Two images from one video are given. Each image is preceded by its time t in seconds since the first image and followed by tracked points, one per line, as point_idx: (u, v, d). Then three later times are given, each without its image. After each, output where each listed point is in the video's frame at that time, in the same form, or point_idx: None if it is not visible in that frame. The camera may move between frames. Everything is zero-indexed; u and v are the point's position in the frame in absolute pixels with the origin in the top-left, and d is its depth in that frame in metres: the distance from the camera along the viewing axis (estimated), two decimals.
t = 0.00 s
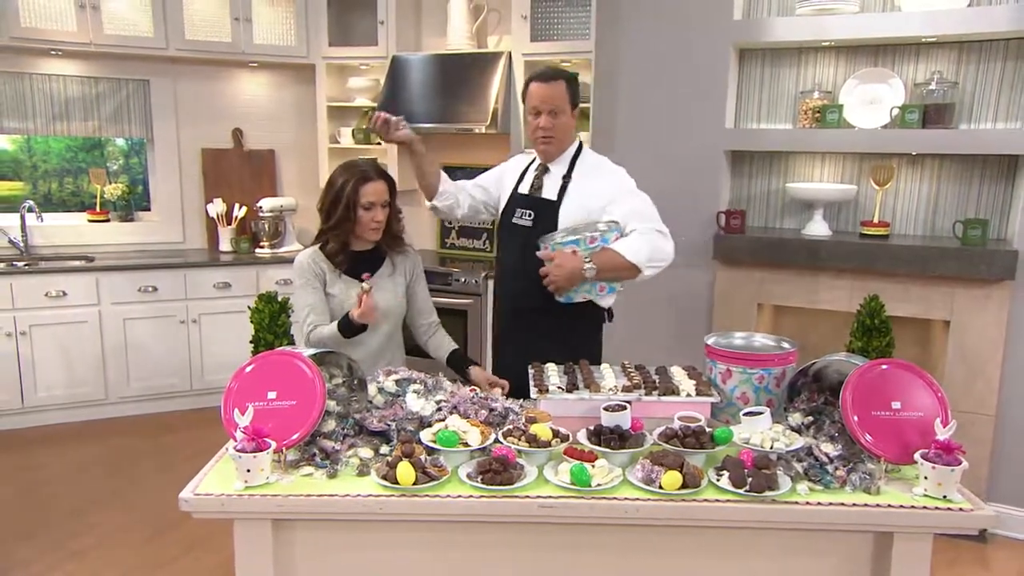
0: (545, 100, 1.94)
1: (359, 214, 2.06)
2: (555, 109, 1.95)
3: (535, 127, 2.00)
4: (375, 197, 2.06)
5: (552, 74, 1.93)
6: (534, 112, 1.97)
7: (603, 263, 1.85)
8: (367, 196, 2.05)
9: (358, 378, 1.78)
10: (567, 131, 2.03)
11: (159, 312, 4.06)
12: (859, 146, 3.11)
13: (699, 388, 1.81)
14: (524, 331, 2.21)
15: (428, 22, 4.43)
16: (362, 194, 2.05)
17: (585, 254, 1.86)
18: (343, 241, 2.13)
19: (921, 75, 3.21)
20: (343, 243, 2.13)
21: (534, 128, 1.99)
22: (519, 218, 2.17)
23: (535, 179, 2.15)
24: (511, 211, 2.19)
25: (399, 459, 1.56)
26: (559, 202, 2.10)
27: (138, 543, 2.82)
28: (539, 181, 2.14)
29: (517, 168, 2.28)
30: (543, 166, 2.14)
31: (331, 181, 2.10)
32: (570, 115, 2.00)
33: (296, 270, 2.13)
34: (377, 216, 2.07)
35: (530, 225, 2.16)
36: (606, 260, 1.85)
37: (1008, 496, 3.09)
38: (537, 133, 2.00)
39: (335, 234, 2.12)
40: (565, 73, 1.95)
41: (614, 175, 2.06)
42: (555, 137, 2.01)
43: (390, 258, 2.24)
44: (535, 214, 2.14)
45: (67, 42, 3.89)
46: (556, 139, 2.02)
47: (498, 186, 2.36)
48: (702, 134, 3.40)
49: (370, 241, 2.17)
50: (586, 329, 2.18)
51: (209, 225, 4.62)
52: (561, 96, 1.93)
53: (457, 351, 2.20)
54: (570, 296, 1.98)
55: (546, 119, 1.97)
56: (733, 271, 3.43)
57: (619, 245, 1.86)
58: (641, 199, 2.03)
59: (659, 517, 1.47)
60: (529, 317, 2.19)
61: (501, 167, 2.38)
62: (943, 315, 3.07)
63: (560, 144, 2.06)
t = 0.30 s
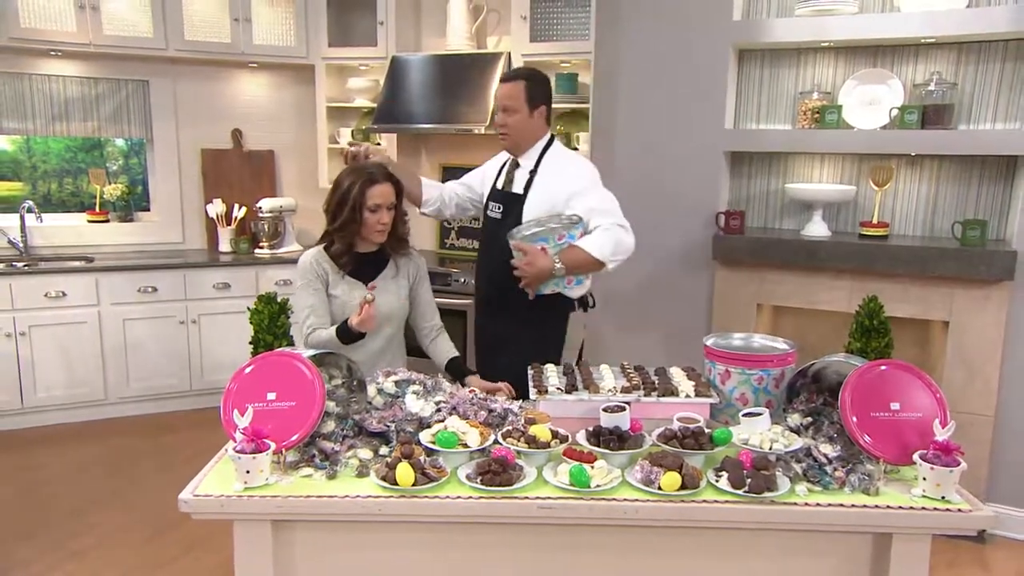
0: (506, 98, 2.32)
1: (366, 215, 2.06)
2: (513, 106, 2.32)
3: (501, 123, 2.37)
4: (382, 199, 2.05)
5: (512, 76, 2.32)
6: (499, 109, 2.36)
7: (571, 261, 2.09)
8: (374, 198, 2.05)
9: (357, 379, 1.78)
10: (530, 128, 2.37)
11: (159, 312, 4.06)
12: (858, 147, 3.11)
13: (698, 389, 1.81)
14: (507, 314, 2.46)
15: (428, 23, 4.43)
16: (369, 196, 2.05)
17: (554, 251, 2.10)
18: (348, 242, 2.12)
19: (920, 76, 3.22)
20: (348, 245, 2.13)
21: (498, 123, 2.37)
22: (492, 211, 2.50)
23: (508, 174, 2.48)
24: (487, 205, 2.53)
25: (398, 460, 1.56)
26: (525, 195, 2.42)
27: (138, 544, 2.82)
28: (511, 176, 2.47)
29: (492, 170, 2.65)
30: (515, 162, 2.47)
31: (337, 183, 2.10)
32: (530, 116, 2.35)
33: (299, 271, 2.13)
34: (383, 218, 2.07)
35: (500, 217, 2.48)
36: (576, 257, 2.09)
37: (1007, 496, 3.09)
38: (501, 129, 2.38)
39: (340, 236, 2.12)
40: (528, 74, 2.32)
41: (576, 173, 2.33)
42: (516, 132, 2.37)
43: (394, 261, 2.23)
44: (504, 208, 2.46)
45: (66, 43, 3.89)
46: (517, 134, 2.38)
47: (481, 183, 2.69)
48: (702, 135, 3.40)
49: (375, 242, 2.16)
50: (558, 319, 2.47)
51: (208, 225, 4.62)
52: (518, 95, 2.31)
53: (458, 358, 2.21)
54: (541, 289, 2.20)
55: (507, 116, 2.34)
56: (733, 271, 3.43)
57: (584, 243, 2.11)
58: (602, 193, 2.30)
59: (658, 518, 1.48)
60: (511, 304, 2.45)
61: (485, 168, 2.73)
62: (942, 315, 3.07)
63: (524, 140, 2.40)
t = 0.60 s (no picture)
0: (475, 100, 2.38)
1: (384, 218, 2.06)
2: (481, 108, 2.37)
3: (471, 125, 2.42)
4: (400, 203, 2.06)
5: (483, 80, 2.39)
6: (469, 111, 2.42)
7: (549, 258, 2.19)
8: (394, 201, 2.05)
9: (363, 381, 1.78)
10: (499, 131, 2.41)
11: (164, 312, 4.07)
12: (863, 148, 3.10)
13: (703, 391, 1.81)
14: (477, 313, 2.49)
15: (432, 24, 4.43)
16: (388, 199, 2.05)
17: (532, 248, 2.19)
18: (365, 246, 2.11)
19: (925, 77, 3.21)
20: (365, 248, 2.12)
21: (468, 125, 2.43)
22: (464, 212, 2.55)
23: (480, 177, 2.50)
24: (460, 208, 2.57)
25: (403, 461, 1.57)
26: (495, 198, 2.45)
27: (142, 544, 2.83)
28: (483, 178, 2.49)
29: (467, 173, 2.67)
30: (485, 163, 2.50)
31: (355, 186, 2.10)
32: (496, 118, 2.39)
33: (312, 269, 2.14)
34: (401, 222, 2.06)
35: (472, 218, 2.51)
36: (553, 255, 2.19)
37: (1012, 499, 3.08)
38: (469, 131, 2.43)
39: (357, 239, 2.10)
40: (499, 78, 2.38)
41: (546, 173, 2.38)
42: (484, 134, 2.41)
43: (408, 265, 2.23)
44: (476, 209, 2.50)
45: (73, 44, 3.91)
46: (485, 136, 2.42)
47: (457, 188, 2.72)
48: (708, 137, 3.40)
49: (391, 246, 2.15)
50: (530, 320, 2.48)
51: (213, 226, 4.63)
52: (487, 98, 2.37)
53: (475, 368, 2.21)
54: (516, 288, 2.27)
55: (475, 118, 2.40)
56: (738, 273, 3.43)
57: (559, 241, 2.20)
58: (571, 191, 2.34)
59: (664, 521, 1.48)
60: (480, 305, 2.49)
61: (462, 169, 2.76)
62: (948, 317, 3.06)
63: (493, 143, 2.45)
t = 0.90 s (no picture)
0: (461, 99, 2.45)
1: (412, 223, 2.05)
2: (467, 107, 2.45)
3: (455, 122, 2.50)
4: (429, 208, 2.05)
5: (470, 79, 2.46)
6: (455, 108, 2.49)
7: (527, 259, 2.25)
8: (423, 206, 2.04)
9: (378, 382, 1.78)
10: (483, 130, 2.51)
11: (180, 312, 4.10)
12: (881, 149, 3.07)
13: (719, 394, 1.80)
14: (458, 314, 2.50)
15: (447, 24, 4.43)
16: (417, 204, 2.04)
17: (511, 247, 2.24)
18: (392, 249, 2.11)
19: (945, 78, 3.18)
20: (392, 252, 2.12)
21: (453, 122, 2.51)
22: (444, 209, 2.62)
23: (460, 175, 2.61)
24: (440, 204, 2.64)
25: (419, 463, 1.57)
26: (475, 196, 2.54)
27: (157, 543, 2.85)
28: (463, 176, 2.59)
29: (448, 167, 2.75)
30: (468, 161, 2.60)
31: (384, 190, 2.09)
32: (480, 117, 2.48)
33: (335, 270, 2.14)
34: (429, 227, 2.06)
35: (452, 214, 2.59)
36: (532, 258, 2.25)
37: None
38: (453, 127, 2.52)
39: (385, 242, 2.11)
40: (485, 79, 2.46)
41: (528, 177, 2.47)
42: (467, 132, 2.50)
43: (433, 269, 2.22)
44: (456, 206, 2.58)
45: (92, 46, 3.94)
46: (468, 134, 2.51)
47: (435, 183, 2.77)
48: (724, 138, 3.38)
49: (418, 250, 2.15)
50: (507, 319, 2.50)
51: (229, 227, 4.65)
52: (471, 97, 2.44)
53: (493, 369, 2.23)
54: (491, 285, 2.32)
55: (460, 116, 2.48)
56: (753, 275, 3.41)
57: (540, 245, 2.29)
58: (550, 197, 2.45)
59: (680, 524, 1.47)
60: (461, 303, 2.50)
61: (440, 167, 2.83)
62: (966, 320, 3.03)
63: (476, 142, 2.54)
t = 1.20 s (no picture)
0: (456, 101, 2.40)
1: (444, 225, 2.05)
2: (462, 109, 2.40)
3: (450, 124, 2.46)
4: (461, 209, 2.04)
5: (465, 79, 2.41)
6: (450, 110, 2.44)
7: (552, 252, 2.41)
8: (454, 207, 2.03)
9: (408, 384, 1.79)
10: (479, 131, 2.46)
11: (210, 312, 4.15)
12: (917, 151, 3.02)
13: (752, 399, 1.78)
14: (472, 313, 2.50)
15: (474, 26, 4.43)
16: (448, 205, 2.03)
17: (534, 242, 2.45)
18: (425, 251, 2.11)
19: (983, 78, 3.12)
20: (425, 255, 2.12)
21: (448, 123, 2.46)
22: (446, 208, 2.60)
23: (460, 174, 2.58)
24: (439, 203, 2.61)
25: (449, 465, 1.57)
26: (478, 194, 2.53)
27: (187, 541, 2.88)
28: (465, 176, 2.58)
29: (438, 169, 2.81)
30: (466, 161, 2.57)
31: (417, 192, 2.09)
32: (475, 118, 2.44)
33: (369, 273, 2.17)
34: (461, 228, 2.05)
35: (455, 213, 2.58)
36: (555, 251, 2.41)
37: None
38: (450, 128, 2.47)
39: (418, 245, 2.10)
40: (481, 79, 2.41)
41: (530, 175, 2.55)
42: (463, 134, 2.46)
43: (467, 273, 2.21)
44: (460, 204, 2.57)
45: (127, 50, 4.00)
46: (465, 135, 2.47)
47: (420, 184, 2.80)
48: (755, 140, 3.34)
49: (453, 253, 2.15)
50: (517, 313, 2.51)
51: (257, 228, 4.69)
52: (466, 99, 2.39)
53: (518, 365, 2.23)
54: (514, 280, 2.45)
55: (456, 117, 2.43)
56: (783, 278, 3.37)
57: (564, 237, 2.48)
58: (555, 192, 2.59)
59: (714, 531, 1.45)
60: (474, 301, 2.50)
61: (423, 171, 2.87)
62: (1004, 325, 2.97)
63: (472, 142, 2.50)
